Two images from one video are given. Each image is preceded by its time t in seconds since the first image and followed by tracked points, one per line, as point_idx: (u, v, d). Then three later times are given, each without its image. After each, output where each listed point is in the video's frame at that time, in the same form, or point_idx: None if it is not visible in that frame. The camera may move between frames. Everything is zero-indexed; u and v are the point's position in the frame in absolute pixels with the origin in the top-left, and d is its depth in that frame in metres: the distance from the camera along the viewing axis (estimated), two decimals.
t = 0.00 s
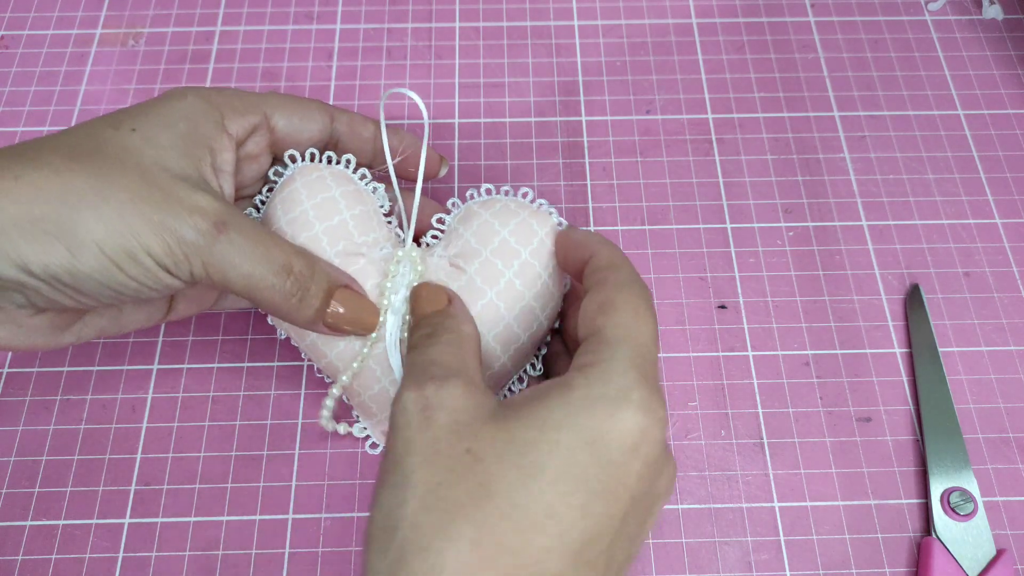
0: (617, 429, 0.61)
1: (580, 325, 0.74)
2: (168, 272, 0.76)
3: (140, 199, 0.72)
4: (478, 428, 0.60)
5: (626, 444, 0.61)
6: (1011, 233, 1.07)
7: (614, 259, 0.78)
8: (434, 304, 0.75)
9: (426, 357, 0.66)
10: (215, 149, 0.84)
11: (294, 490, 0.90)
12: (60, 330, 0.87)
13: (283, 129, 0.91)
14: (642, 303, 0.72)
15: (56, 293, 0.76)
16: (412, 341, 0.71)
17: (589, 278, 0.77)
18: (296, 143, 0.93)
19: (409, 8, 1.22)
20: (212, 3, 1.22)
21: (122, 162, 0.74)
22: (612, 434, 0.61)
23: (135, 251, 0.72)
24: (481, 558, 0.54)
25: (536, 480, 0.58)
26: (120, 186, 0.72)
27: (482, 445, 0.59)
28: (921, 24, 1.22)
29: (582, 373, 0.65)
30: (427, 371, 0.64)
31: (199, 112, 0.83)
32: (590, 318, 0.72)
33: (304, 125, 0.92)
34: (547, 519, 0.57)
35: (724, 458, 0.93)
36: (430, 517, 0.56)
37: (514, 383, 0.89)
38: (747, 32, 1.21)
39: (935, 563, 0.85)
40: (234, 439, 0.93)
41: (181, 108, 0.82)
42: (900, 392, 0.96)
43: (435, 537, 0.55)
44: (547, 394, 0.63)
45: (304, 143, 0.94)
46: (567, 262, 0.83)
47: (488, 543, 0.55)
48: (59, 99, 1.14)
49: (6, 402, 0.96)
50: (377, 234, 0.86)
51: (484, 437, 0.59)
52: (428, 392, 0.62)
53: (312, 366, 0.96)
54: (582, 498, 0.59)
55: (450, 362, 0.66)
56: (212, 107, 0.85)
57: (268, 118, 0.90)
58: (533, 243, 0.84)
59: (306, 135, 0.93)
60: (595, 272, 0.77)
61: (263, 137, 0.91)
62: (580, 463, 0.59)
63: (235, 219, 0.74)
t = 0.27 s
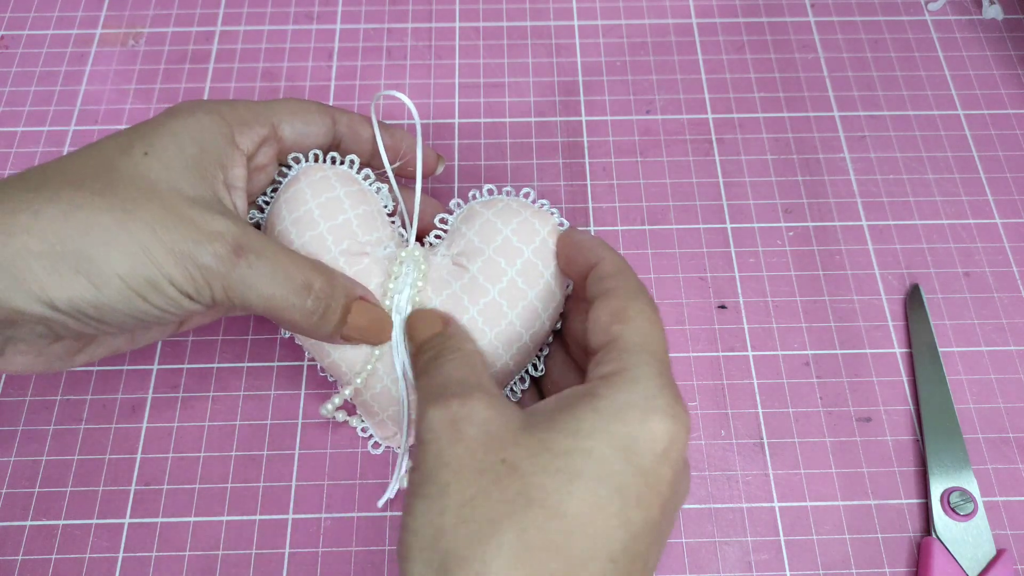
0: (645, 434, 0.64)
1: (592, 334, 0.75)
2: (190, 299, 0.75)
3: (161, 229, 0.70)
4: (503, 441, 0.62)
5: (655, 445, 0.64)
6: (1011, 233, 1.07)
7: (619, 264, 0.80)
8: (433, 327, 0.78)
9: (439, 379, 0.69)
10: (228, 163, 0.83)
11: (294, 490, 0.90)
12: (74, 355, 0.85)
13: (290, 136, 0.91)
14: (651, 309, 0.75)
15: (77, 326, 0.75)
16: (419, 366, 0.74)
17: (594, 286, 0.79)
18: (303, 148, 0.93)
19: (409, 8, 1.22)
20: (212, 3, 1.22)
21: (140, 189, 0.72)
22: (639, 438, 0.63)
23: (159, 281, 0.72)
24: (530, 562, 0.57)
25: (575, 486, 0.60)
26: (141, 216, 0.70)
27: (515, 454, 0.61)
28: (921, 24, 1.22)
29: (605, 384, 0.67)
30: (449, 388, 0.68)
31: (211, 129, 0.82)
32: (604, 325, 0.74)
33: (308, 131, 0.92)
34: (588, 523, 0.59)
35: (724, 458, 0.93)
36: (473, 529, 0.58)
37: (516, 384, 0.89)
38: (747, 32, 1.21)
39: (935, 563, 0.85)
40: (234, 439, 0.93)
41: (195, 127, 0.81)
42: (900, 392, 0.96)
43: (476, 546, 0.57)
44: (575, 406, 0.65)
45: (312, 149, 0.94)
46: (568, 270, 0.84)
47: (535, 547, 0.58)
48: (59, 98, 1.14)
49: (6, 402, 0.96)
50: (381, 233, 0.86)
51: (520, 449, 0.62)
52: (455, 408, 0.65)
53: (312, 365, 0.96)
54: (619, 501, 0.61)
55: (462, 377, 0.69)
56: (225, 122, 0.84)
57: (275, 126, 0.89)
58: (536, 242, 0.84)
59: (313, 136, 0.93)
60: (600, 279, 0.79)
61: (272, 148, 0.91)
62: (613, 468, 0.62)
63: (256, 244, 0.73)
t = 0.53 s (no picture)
0: (658, 477, 0.65)
1: (612, 365, 0.76)
2: (197, 359, 0.76)
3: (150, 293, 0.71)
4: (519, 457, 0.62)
5: (666, 490, 0.65)
6: (1011, 233, 1.07)
7: (642, 300, 0.82)
8: (436, 331, 0.75)
9: (440, 384, 0.68)
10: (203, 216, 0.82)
11: (294, 490, 0.90)
12: (86, 450, 0.85)
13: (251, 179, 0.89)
14: (671, 349, 0.77)
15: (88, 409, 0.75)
16: (423, 371, 0.72)
17: (615, 316, 0.81)
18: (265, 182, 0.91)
19: (409, 8, 1.22)
20: (212, 3, 1.22)
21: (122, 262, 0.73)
22: (653, 480, 0.65)
23: (165, 348, 0.73)
24: None
25: (587, 517, 0.61)
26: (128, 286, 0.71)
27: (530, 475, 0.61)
28: (921, 24, 1.22)
29: (624, 421, 0.68)
30: (457, 396, 0.66)
31: (176, 188, 0.81)
32: (624, 360, 0.75)
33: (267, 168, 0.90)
34: (598, 554, 0.61)
35: (724, 458, 0.93)
36: (484, 540, 0.58)
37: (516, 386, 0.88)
38: (747, 32, 1.21)
39: (935, 563, 0.85)
40: (234, 439, 0.93)
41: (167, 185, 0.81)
42: (900, 392, 0.96)
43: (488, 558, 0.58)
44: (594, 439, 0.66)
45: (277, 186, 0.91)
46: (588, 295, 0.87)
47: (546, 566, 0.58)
48: (59, 99, 1.14)
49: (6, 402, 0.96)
50: (383, 233, 0.86)
51: (532, 467, 0.62)
52: (468, 417, 0.64)
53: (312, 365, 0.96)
54: (625, 539, 0.62)
55: (468, 384, 0.67)
56: (186, 177, 0.83)
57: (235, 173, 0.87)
58: (537, 247, 0.84)
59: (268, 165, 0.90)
60: (622, 311, 0.81)
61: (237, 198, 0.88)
62: (624, 505, 0.63)
63: (246, 291, 0.75)
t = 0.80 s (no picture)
0: (674, 491, 0.67)
1: (620, 381, 0.78)
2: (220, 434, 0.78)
3: (178, 376, 0.72)
4: (540, 461, 0.63)
5: (680, 504, 0.67)
6: (1011, 233, 1.07)
7: (645, 319, 0.85)
8: (445, 334, 0.75)
9: (454, 396, 0.68)
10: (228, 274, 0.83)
11: (294, 490, 0.90)
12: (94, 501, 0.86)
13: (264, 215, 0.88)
14: (675, 366, 0.79)
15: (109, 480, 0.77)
16: (433, 377, 0.72)
17: (620, 333, 0.84)
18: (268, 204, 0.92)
19: (409, 8, 1.22)
20: (212, 3, 1.22)
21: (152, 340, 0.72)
22: (668, 493, 0.66)
23: (190, 428, 0.74)
24: None
25: (608, 525, 0.61)
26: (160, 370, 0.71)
27: (554, 479, 0.62)
28: (921, 24, 1.22)
29: (641, 436, 0.69)
30: (474, 404, 0.67)
31: (199, 246, 0.80)
32: (635, 376, 0.77)
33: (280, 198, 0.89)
34: (615, 562, 0.61)
35: (725, 458, 0.93)
36: (512, 540, 0.58)
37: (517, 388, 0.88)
38: (747, 32, 1.21)
39: (935, 563, 0.85)
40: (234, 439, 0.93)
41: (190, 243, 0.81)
42: (900, 392, 0.96)
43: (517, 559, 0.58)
44: (611, 452, 0.66)
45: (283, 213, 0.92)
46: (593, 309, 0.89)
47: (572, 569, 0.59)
48: (59, 99, 1.14)
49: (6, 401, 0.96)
50: (386, 235, 0.86)
51: (554, 471, 0.62)
52: (490, 424, 0.64)
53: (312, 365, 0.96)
54: (643, 550, 0.63)
55: (484, 391, 0.68)
56: (207, 233, 0.82)
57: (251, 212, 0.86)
58: (540, 252, 0.84)
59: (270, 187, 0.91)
60: (625, 328, 0.84)
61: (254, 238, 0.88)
62: (643, 517, 0.64)
63: (275, 370, 0.76)
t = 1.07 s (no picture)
0: (655, 471, 0.67)
1: (598, 368, 0.79)
2: (158, 382, 0.76)
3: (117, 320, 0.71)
4: (520, 474, 0.61)
5: (662, 482, 0.68)
6: (1011, 233, 1.07)
7: (625, 304, 0.86)
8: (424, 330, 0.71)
9: (433, 401, 0.63)
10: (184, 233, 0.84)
11: (294, 490, 0.90)
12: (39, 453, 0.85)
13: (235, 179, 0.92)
14: (651, 352, 0.81)
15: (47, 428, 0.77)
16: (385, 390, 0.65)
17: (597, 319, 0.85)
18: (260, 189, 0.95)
19: (409, 8, 1.22)
20: (212, 3, 1.22)
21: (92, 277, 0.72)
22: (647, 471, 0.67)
23: (123, 371, 0.72)
24: None
25: (593, 520, 0.62)
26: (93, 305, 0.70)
27: (538, 492, 0.61)
28: (921, 24, 1.22)
29: (617, 420, 0.70)
30: (440, 419, 0.62)
31: (163, 205, 0.82)
32: (610, 361, 0.78)
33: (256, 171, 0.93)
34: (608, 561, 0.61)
35: (724, 458, 0.93)
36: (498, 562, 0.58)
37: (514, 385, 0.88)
38: (747, 32, 1.21)
39: (935, 563, 0.85)
40: (234, 438, 0.93)
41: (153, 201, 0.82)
42: (900, 392, 0.96)
43: None
44: (584, 439, 0.68)
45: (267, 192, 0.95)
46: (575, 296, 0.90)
47: None
48: (60, 99, 1.14)
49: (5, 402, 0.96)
50: (388, 226, 0.86)
51: (532, 481, 0.61)
52: (459, 444, 0.60)
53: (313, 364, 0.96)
54: (634, 538, 0.64)
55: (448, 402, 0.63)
56: (172, 191, 0.84)
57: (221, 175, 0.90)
58: (543, 244, 0.84)
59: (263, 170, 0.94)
60: (603, 314, 0.85)
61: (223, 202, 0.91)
62: (627, 501, 0.64)
63: (214, 317, 0.73)
